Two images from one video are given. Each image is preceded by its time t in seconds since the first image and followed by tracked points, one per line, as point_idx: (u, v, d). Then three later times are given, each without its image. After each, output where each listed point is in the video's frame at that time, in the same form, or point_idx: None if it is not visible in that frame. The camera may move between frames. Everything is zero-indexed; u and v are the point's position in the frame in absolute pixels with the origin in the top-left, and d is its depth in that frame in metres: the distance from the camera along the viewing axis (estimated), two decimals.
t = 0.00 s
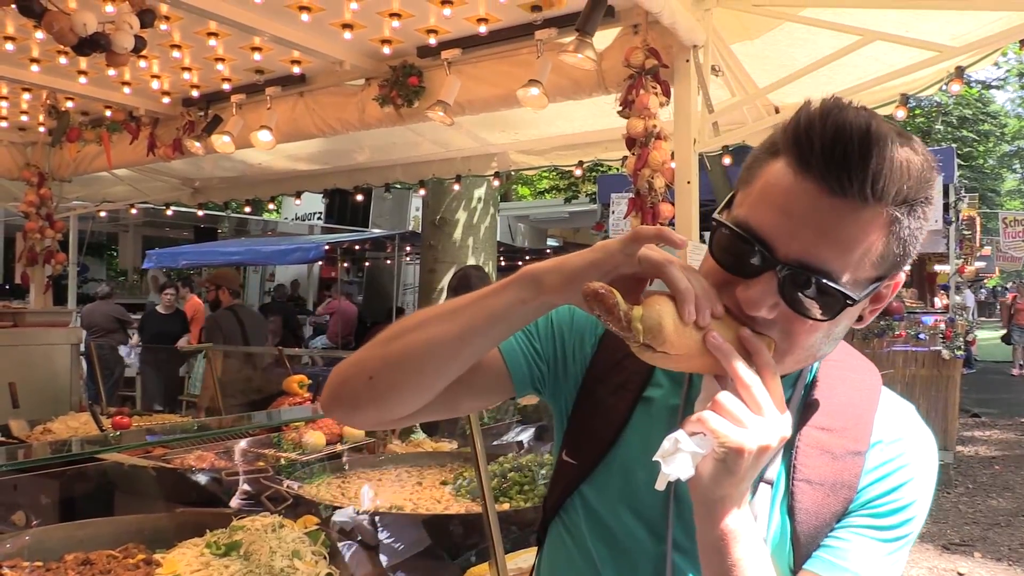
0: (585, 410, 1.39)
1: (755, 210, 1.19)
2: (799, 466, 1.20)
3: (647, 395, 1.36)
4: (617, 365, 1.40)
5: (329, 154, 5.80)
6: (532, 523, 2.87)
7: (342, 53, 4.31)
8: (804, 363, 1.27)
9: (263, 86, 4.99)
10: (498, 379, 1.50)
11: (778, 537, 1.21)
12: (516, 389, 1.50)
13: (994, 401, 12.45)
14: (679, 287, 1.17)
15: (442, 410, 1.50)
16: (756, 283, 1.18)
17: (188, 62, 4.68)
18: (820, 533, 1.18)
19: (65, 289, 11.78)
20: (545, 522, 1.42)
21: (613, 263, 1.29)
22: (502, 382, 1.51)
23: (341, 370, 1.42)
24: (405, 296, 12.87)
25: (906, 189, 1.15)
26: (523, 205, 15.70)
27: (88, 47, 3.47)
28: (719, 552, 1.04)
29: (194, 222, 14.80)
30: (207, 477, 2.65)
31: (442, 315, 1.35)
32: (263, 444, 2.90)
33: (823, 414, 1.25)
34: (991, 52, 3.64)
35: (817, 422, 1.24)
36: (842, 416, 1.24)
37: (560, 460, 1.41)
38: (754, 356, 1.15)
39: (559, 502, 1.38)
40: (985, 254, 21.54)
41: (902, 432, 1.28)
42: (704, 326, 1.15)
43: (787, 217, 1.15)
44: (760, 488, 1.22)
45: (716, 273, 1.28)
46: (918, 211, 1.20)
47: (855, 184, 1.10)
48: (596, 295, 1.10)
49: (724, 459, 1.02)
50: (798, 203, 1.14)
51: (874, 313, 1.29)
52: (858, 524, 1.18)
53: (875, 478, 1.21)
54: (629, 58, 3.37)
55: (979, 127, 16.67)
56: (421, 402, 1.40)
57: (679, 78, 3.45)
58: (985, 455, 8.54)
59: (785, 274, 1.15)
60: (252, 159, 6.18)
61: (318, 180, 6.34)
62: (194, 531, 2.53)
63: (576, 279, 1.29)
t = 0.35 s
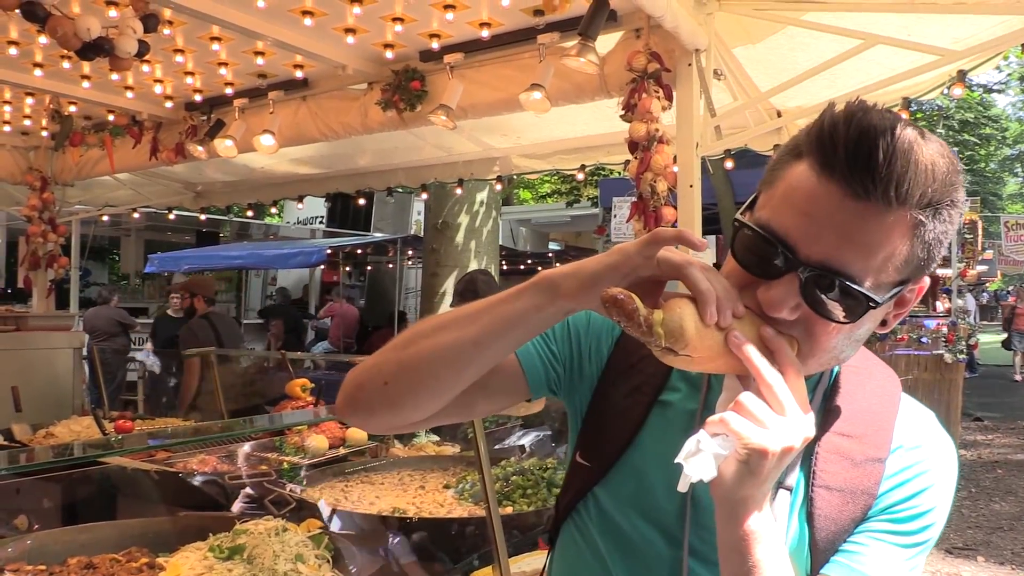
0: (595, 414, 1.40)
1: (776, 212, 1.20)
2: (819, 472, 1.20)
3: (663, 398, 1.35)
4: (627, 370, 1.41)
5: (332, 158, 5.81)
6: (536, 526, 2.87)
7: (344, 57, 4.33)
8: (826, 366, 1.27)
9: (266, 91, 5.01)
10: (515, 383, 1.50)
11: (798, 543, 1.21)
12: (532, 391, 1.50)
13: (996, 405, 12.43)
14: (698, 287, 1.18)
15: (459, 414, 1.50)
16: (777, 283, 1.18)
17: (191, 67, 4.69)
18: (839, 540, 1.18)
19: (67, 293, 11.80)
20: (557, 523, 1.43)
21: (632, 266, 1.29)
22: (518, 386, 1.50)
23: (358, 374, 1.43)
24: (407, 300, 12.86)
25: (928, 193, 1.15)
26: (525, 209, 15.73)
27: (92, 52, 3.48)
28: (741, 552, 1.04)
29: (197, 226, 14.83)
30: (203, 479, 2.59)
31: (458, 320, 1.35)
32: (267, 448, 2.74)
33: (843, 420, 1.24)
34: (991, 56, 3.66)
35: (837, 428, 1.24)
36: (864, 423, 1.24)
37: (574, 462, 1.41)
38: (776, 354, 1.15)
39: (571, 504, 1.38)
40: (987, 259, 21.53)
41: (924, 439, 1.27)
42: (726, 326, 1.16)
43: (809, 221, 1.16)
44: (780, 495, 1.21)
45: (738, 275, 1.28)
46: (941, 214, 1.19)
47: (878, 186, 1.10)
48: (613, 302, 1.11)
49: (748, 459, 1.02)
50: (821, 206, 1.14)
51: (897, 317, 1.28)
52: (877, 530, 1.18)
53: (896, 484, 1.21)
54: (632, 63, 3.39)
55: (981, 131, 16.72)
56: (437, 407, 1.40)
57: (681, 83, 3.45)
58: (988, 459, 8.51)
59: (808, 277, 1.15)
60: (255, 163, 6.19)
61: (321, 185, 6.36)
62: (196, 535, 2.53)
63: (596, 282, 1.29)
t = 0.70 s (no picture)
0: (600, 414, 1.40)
1: (775, 190, 1.21)
2: (830, 470, 1.19)
3: (668, 398, 1.34)
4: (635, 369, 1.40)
5: (335, 160, 5.82)
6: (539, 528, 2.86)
7: (347, 59, 4.33)
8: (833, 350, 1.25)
9: (269, 92, 5.01)
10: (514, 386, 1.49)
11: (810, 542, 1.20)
12: (536, 396, 1.49)
13: (1001, 408, 12.37)
14: (663, 295, 1.11)
15: (464, 421, 1.49)
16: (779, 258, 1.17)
17: (194, 68, 4.70)
18: (850, 539, 1.17)
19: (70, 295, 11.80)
20: (566, 523, 1.42)
21: (597, 273, 1.26)
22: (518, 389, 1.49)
23: (359, 390, 1.43)
24: (410, 302, 12.85)
25: (922, 157, 1.16)
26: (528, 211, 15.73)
27: (95, 53, 3.48)
28: (740, 558, 1.04)
29: (200, 228, 14.84)
30: (203, 480, 2.59)
31: (445, 332, 1.33)
32: (268, 450, 2.67)
33: (851, 419, 1.24)
34: (995, 58, 3.66)
35: (846, 426, 1.23)
36: (873, 421, 1.23)
37: (581, 464, 1.40)
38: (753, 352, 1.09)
39: (579, 505, 1.37)
40: (991, 262, 21.44)
41: (937, 435, 1.26)
42: (695, 331, 1.10)
43: (807, 194, 1.16)
44: (791, 492, 1.22)
45: (745, 261, 1.23)
46: (937, 182, 1.20)
47: (870, 153, 1.11)
48: (570, 323, 1.12)
49: (732, 470, 1.00)
50: (815, 177, 1.15)
51: (902, 296, 1.28)
52: (887, 527, 1.17)
53: (907, 481, 1.20)
54: (634, 64, 3.39)
55: (984, 133, 16.69)
56: (437, 417, 1.39)
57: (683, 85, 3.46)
58: (992, 463, 8.46)
59: (808, 249, 1.14)
60: (258, 165, 6.20)
61: (324, 186, 6.37)
62: (198, 536, 2.53)
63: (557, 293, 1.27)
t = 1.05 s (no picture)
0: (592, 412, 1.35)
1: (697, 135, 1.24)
2: (817, 482, 1.09)
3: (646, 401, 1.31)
4: (620, 371, 1.32)
5: (334, 159, 5.82)
6: (537, 526, 2.85)
7: (346, 57, 4.33)
8: (782, 302, 1.14)
9: (267, 91, 5.00)
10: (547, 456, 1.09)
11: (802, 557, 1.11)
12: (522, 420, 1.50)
13: (1002, 407, 12.36)
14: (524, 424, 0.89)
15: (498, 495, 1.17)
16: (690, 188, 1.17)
17: (193, 67, 4.69)
18: (847, 553, 1.08)
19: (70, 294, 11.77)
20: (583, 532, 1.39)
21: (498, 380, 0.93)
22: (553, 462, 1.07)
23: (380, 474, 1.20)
24: (410, 302, 12.86)
25: (821, 64, 1.13)
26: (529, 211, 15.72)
27: (93, 51, 3.47)
28: None
29: (200, 228, 14.83)
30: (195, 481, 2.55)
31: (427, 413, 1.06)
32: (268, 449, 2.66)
33: (840, 422, 1.12)
34: (996, 54, 3.65)
35: (833, 432, 1.12)
36: (861, 421, 1.12)
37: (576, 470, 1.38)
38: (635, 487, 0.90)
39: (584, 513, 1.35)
40: (991, 262, 21.41)
41: (944, 431, 1.13)
42: (565, 464, 0.89)
43: (712, 122, 1.19)
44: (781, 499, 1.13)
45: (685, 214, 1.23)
46: (856, 94, 1.14)
47: (752, 66, 1.15)
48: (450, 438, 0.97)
49: None
50: (716, 106, 1.19)
51: (856, 232, 1.16)
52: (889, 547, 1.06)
53: (909, 494, 1.08)
54: (633, 62, 3.38)
55: (986, 132, 16.67)
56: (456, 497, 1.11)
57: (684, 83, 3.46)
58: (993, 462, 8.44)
59: (714, 171, 1.13)
60: (257, 164, 6.20)
61: (323, 185, 6.38)
62: (194, 535, 2.56)
63: (443, 416, 1.00)
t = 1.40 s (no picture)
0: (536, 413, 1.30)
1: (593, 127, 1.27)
2: (706, 485, 0.97)
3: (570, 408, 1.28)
4: (550, 377, 1.33)
5: (332, 154, 5.80)
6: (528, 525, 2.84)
7: (345, 52, 4.32)
8: (663, 285, 1.11)
9: (265, 85, 4.99)
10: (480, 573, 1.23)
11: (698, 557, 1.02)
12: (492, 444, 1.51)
13: (997, 410, 12.40)
14: None
15: None
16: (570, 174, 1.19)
17: (191, 60, 4.67)
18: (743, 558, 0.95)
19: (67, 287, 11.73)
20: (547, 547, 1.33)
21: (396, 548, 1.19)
22: None
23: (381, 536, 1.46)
24: (408, 299, 12.85)
25: (684, 45, 1.14)
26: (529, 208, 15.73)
27: (90, 42, 3.45)
28: None
29: (198, 221, 14.79)
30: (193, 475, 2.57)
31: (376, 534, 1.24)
32: (265, 443, 2.66)
33: (729, 418, 1.01)
34: (995, 58, 3.66)
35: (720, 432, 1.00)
36: (746, 418, 1.00)
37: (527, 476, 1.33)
38: None
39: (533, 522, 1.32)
40: (989, 265, 21.46)
41: (846, 429, 0.98)
42: None
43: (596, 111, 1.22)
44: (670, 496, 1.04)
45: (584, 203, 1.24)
46: (722, 71, 1.13)
47: (622, 55, 1.18)
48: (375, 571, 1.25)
49: None
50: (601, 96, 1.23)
51: (738, 209, 1.12)
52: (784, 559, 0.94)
53: (798, 500, 0.94)
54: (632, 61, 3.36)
55: (985, 135, 16.70)
56: None
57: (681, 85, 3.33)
58: (987, 465, 8.47)
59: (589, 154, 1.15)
60: (255, 159, 6.18)
61: (321, 180, 6.36)
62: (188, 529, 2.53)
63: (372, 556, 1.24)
